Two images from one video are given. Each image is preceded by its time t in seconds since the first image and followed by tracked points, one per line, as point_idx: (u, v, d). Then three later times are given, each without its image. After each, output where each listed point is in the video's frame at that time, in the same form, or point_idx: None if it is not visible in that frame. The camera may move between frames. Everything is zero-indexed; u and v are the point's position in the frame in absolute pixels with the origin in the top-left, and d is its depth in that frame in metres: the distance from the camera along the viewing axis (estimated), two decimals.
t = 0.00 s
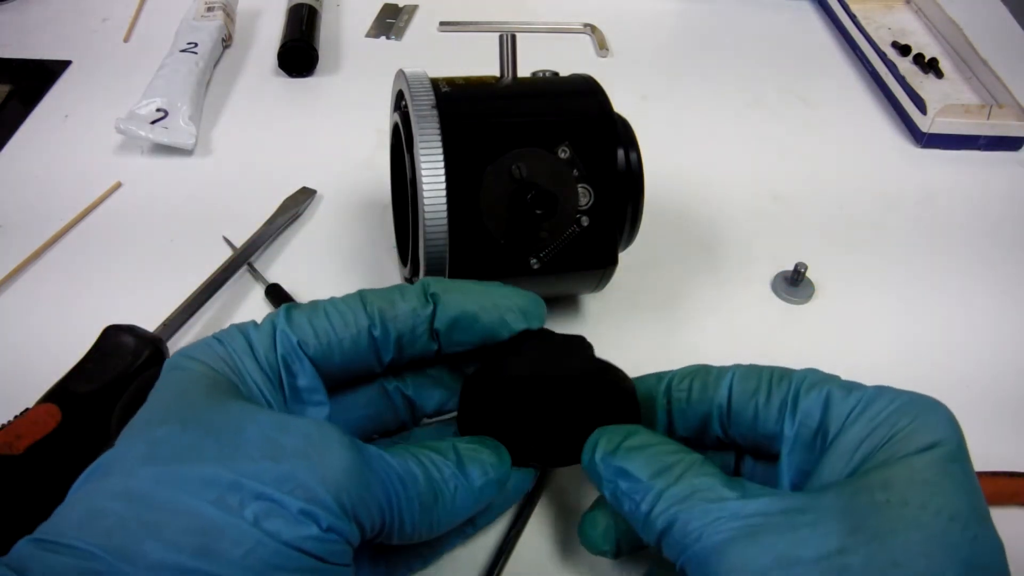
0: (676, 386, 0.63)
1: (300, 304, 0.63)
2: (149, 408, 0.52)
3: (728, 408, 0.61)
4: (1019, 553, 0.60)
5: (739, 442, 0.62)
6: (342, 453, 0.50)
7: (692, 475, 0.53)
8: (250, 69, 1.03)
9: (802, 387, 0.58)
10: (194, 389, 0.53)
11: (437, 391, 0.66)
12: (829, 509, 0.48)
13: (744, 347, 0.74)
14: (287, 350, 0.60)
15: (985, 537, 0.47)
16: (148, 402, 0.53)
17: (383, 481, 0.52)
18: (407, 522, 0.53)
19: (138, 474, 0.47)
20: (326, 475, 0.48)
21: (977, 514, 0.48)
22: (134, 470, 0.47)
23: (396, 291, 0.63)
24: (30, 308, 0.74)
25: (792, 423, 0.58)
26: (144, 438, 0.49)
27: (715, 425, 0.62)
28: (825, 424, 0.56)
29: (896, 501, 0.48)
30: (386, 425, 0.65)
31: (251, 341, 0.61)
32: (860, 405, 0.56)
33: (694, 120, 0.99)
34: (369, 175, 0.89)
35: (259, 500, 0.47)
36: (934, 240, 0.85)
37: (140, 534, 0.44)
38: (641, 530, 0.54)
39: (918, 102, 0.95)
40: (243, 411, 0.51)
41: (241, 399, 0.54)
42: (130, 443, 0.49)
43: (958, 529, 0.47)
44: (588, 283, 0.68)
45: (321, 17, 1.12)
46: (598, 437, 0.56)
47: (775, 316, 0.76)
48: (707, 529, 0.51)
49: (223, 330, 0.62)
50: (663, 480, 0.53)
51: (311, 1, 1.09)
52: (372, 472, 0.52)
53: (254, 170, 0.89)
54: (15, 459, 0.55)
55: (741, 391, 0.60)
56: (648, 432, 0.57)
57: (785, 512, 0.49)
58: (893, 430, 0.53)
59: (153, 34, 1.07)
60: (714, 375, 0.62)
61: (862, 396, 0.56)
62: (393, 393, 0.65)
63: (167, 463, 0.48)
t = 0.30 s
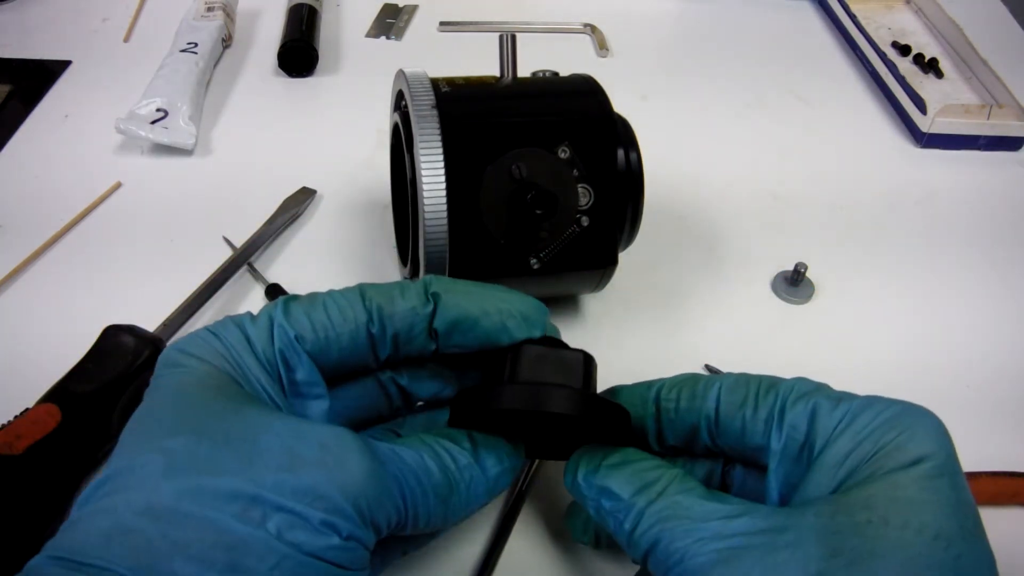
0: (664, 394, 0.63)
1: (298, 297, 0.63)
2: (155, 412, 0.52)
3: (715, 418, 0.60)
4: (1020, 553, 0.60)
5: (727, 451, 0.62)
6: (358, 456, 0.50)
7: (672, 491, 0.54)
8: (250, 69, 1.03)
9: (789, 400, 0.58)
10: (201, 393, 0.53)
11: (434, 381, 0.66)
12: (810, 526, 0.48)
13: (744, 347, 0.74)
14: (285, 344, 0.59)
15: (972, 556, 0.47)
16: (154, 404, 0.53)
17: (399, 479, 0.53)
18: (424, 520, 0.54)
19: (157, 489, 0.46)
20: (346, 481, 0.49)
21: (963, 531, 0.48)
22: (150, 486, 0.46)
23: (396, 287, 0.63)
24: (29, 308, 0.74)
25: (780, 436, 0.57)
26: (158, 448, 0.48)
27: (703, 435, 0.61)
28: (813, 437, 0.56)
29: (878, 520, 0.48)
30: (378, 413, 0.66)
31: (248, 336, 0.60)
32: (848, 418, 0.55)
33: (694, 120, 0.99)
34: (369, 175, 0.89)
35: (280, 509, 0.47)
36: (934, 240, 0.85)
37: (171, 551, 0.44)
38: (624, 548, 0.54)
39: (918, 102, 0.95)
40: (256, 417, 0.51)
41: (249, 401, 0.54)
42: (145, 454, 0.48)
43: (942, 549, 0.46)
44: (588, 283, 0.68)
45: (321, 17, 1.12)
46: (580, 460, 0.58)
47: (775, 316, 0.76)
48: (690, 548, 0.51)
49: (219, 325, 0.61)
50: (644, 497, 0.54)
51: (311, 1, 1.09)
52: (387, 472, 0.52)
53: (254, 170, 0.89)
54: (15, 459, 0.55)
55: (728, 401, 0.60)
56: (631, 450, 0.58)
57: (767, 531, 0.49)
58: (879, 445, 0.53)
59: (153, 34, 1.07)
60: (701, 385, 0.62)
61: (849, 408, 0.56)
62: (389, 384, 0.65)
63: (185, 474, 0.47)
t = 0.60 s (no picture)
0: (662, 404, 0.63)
1: (333, 294, 0.62)
2: (186, 437, 0.49)
3: (714, 427, 0.60)
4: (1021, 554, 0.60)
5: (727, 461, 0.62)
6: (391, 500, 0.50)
7: (675, 494, 0.54)
8: (250, 69, 1.03)
9: (786, 405, 0.58)
10: (233, 421, 0.51)
11: (447, 385, 0.66)
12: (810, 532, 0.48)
13: (744, 347, 0.74)
14: (320, 346, 0.59)
15: (971, 556, 0.47)
16: (183, 421, 0.51)
17: (427, 515, 0.52)
18: (446, 544, 0.54)
19: (186, 538, 0.44)
20: (377, 536, 0.48)
21: (962, 532, 0.48)
22: (183, 530, 0.44)
23: (432, 280, 0.62)
24: (29, 309, 0.74)
25: (777, 440, 0.57)
26: (190, 485, 0.46)
27: (702, 446, 0.61)
28: (810, 440, 0.56)
29: (877, 522, 0.48)
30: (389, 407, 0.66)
31: (282, 337, 0.60)
32: (845, 421, 0.55)
33: (695, 120, 0.99)
34: (369, 175, 0.89)
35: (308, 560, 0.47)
36: (935, 240, 0.85)
37: None
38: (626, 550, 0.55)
39: (918, 102, 0.95)
40: (290, 454, 0.50)
41: (286, 423, 0.53)
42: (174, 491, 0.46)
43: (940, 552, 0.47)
44: (588, 283, 0.68)
45: (321, 17, 1.12)
46: (583, 463, 0.58)
47: (775, 316, 0.76)
48: (691, 554, 0.51)
49: (252, 318, 0.60)
50: (647, 500, 0.54)
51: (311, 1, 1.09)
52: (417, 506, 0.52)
53: (254, 170, 0.89)
54: (15, 459, 0.55)
55: (726, 410, 0.60)
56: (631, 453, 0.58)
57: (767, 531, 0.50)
58: (876, 446, 0.53)
59: (153, 34, 1.07)
60: (699, 396, 0.62)
61: (847, 410, 0.56)
62: (405, 383, 0.66)
63: (219, 516, 0.45)
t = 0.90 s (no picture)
0: (676, 364, 0.64)
1: (335, 291, 0.62)
2: (154, 391, 0.51)
3: (722, 390, 0.61)
4: (1022, 554, 0.60)
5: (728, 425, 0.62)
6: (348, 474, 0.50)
7: (683, 497, 0.53)
8: (250, 69, 1.03)
9: (793, 383, 0.59)
10: (203, 381, 0.52)
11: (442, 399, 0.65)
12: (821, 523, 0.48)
13: (744, 346, 0.74)
14: (318, 335, 0.60)
15: (979, 543, 0.47)
16: (157, 377, 0.53)
17: (393, 487, 0.52)
18: (416, 518, 0.54)
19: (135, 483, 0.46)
20: (327, 506, 0.49)
21: (969, 520, 0.48)
22: (135, 471, 0.46)
23: (434, 292, 0.63)
24: (29, 308, 0.74)
25: (779, 420, 0.58)
26: (148, 430, 0.48)
27: (708, 405, 0.62)
28: (810, 424, 0.57)
29: (887, 510, 0.48)
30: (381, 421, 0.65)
31: (277, 315, 0.61)
32: (846, 408, 0.56)
33: (694, 120, 0.99)
34: (369, 175, 0.89)
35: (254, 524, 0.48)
36: (934, 240, 0.85)
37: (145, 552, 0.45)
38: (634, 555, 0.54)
39: (918, 102, 0.95)
40: (256, 419, 0.51)
41: (259, 397, 0.54)
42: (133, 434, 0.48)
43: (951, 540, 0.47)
44: (588, 283, 0.68)
45: (321, 17, 1.12)
46: (582, 468, 0.55)
47: (775, 317, 0.76)
48: (701, 552, 0.51)
49: (252, 299, 0.62)
50: (655, 506, 0.53)
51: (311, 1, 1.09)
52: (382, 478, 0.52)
53: (254, 170, 0.89)
54: (15, 459, 0.55)
55: (735, 376, 0.61)
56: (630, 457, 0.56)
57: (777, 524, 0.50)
58: (877, 436, 0.54)
59: (153, 34, 1.07)
60: (712, 358, 0.63)
61: (847, 398, 0.56)
62: (400, 396, 0.65)
63: (170, 465, 0.47)
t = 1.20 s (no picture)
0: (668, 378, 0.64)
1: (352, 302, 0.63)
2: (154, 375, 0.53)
3: (716, 395, 0.61)
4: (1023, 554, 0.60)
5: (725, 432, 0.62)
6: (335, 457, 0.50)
7: (699, 478, 0.53)
8: (250, 69, 1.03)
9: (785, 374, 0.59)
10: (200, 366, 0.54)
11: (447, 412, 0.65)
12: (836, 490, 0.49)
13: (744, 346, 0.74)
14: (332, 343, 0.61)
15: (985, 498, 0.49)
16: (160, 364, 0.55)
17: (380, 483, 0.52)
18: (396, 520, 0.53)
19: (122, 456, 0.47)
20: (312, 483, 0.48)
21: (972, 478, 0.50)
22: (124, 444, 0.47)
23: (448, 311, 0.64)
24: (29, 308, 0.74)
25: (778, 405, 0.58)
26: (142, 407, 0.49)
27: (703, 413, 0.62)
28: (806, 407, 0.57)
29: (897, 471, 0.49)
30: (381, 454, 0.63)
31: (288, 313, 0.61)
32: (843, 385, 0.57)
33: (694, 120, 0.99)
34: (369, 175, 0.89)
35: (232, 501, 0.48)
36: (934, 239, 0.85)
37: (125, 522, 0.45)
38: (650, 538, 0.53)
39: (918, 102, 0.95)
40: (248, 400, 0.51)
41: (258, 385, 0.54)
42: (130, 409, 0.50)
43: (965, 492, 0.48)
44: (588, 283, 0.68)
45: (321, 17, 1.12)
46: (594, 452, 0.54)
47: (775, 317, 0.76)
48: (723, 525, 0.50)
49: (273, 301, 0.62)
50: (674, 484, 0.52)
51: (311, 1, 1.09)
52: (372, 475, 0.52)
53: (253, 170, 0.89)
54: (15, 458, 0.56)
55: (727, 378, 0.61)
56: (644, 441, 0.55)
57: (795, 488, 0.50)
58: (872, 408, 0.55)
59: (153, 34, 1.07)
60: (703, 369, 0.63)
61: (839, 378, 0.57)
62: (409, 406, 0.66)
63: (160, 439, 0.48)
